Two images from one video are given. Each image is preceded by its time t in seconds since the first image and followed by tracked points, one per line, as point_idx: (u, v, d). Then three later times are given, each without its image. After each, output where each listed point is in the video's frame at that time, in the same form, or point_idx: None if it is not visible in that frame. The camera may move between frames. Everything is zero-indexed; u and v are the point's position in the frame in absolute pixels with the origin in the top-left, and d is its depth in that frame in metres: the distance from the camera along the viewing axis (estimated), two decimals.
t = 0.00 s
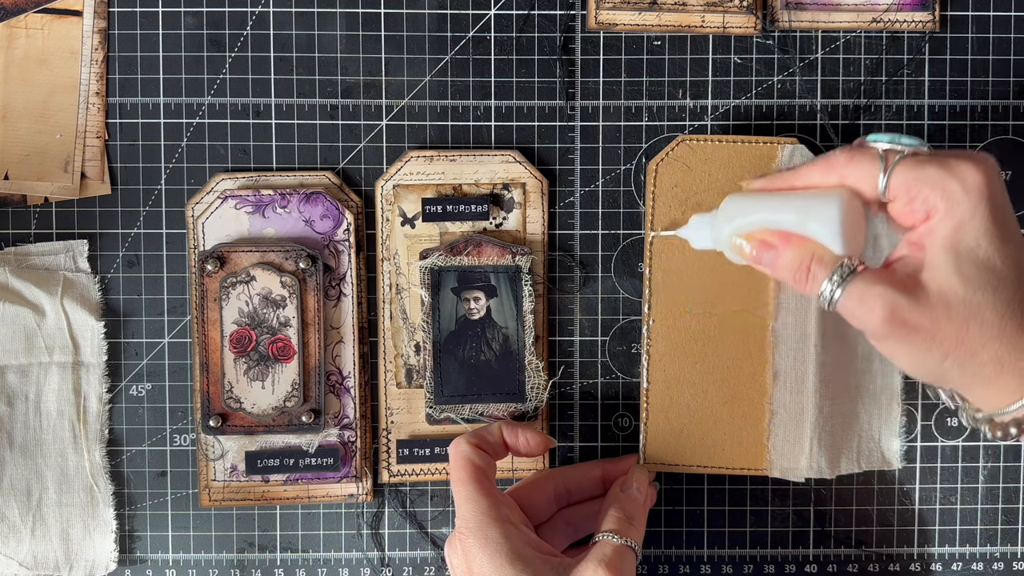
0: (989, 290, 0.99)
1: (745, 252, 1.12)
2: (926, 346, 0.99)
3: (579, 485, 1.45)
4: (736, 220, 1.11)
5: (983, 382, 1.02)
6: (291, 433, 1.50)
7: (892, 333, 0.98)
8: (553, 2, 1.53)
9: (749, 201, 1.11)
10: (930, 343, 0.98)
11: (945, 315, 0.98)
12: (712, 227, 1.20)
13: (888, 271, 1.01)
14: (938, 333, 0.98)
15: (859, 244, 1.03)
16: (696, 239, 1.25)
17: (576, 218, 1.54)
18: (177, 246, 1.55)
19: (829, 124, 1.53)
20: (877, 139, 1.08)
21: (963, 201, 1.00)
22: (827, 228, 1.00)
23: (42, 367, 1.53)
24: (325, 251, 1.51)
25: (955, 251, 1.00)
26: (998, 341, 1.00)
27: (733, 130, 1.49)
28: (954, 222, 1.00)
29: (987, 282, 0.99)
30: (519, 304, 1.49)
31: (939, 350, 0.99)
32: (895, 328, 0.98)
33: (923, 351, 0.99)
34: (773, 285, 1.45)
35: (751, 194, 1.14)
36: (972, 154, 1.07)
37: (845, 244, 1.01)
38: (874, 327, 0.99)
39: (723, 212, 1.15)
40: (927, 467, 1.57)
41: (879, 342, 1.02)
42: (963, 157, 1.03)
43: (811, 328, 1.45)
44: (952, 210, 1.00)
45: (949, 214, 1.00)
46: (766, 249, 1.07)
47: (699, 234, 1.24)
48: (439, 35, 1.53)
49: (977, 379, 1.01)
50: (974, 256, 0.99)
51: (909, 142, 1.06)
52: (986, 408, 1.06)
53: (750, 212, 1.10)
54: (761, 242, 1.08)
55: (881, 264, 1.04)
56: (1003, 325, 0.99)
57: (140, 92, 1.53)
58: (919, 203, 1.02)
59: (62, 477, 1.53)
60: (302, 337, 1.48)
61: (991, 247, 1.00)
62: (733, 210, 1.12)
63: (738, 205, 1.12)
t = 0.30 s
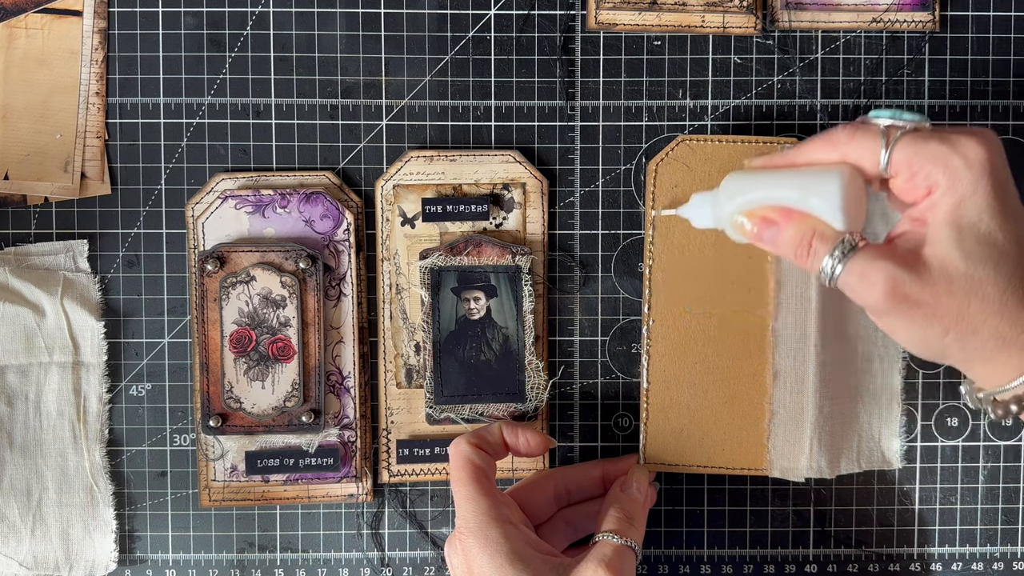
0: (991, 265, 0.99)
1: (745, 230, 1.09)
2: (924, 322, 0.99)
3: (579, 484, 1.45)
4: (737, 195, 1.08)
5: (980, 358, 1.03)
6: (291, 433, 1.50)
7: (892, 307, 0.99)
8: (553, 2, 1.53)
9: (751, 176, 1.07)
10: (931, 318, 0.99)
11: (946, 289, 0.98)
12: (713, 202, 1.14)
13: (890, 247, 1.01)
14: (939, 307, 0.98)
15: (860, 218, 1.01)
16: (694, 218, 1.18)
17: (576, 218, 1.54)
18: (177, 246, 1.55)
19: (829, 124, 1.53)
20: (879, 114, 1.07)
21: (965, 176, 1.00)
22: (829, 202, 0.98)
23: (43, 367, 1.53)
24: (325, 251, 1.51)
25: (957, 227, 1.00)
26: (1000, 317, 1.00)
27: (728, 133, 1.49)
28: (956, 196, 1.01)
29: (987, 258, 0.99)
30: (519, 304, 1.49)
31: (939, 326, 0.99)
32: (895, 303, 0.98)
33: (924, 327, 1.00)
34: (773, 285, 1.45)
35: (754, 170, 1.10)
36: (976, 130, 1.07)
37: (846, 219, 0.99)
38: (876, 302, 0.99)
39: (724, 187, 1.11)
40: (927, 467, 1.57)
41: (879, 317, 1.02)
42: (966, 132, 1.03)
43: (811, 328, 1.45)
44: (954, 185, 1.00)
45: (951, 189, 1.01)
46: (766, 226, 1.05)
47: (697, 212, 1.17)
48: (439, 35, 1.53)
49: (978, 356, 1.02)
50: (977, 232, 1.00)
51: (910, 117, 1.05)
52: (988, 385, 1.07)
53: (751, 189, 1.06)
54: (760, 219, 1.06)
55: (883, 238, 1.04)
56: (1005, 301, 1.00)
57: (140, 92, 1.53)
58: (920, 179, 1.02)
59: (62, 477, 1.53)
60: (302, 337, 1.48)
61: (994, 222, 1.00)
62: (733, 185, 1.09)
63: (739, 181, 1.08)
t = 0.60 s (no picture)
0: (987, 242, 0.98)
1: (742, 207, 1.05)
2: (919, 300, 0.96)
3: (579, 485, 1.45)
4: (735, 173, 1.06)
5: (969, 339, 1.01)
6: (291, 433, 1.50)
7: (889, 285, 0.95)
8: (554, 2, 1.53)
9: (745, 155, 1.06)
10: (926, 297, 0.96)
11: (942, 267, 0.96)
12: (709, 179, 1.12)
13: (887, 225, 0.99)
14: (934, 284, 0.96)
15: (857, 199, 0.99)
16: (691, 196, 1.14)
17: (576, 218, 1.54)
18: (177, 246, 1.55)
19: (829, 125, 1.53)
20: (878, 93, 1.08)
21: (963, 153, 0.99)
22: (827, 179, 0.96)
23: (42, 367, 1.53)
24: (325, 251, 1.51)
25: (953, 205, 0.99)
26: (994, 296, 0.98)
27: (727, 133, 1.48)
28: (953, 172, 1.00)
29: (984, 235, 0.98)
30: (520, 304, 1.49)
31: (935, 304, 0.97)
32: (892, 280, 0.95)
33: (919, 304, 0.97)
34: (773, 285, 1.45)
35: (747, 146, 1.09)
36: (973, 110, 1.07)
37: (844, 197, 0.97)
38: (873, 279, 0.96)
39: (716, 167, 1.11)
40: (927, 467, 1.57)
41: (874, 295, 0.99)
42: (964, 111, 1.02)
43: (811, 328, 1.45)
44: (951, 162, 1.00)
45: (948, 167, 1.00)
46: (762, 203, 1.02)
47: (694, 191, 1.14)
48: (439, 35, 1.53)
49: (971, 335, 0.99)
50: (973, 210, 0.98)
51: (908, 96, 1.07)
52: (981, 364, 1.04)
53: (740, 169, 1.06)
54: (757, 195, 1.03)
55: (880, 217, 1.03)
56: (999, 279, 0.98)
57: (140, 92, 1.53)
58: (918, 156, 1.01)
59: (62, 477, 1.53)
60: (302, 337, 1.48)
61: (990, 201, 0.99)
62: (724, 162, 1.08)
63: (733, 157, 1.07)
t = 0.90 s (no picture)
0: (988, 219, 0.98)
1: (744, 179, 1.07)
2: (919, 277, 0.97)
3: (579, 484, 1.45)
4: (739, 146, 1.07)
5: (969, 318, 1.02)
6: (291, 433, 1.50)
7: (890, 259, 0.96)
8: (554, 2, 1.53)
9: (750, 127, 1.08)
10: (926, 271, 0.97)
11: (943, 243, 0.96)
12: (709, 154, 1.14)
13: (889, 199, 0.99)
14: (933, 259, 0.96)
15: (858, 176, 1.01)
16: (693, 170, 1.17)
17: (576, 218, 1.54)
18: (177, 246, 1.55)
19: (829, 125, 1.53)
20: (881, 67, 1.06)
21: (966, 127, 1.00)
22: (829, 152, 0.98)
23: (42, 367, 1.53)
24: (325, 251, 1.51)
25: (955, 178, 0.99)
26: (994, 273, 0.99)
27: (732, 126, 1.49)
28: (957, 148, 1.00)
29: (986, 213, 0.98)
30: (520, 304, 1.49)
31: (934, 279, 0.97)
32: (892, 255, 0.95)
33: (919, 281, 0.97)
34: (773, 285, 1.45)
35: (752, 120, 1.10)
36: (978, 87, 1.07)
37: (846, 170, 0.99)
38: (872, 253, 0.96)
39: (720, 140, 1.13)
40: (927, 467, 1.57)
41: (873, 270, 0.99)
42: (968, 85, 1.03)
43: (811, 328, 1.45)
44: (954, 136, 1.00)
45: (951, 141, 1.00)
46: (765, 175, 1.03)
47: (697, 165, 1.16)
48: (439, 35, 1.53)
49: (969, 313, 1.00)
50: (976, 184, 0.99)
51: (914, 69, 1.05)
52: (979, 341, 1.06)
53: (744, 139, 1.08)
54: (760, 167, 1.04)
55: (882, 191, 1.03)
56: (1000, 255, 0.99)
57: (140, 92, 1.53)
58: (921, 130, 1.02)
59: (62, 477, 1.53)
60: (302, 337, 1.48)
61: (993, 176, 0.99)
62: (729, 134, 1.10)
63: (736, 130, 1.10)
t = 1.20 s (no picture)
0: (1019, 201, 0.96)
1: (773, 153, 1.05)
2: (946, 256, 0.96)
3: (580, 484, 1.45)
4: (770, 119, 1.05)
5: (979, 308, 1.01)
6: (291, 434, 1.50)
7: (916, 238, 0.95)
8: (553, 2, 1.53)
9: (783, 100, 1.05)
10: (953, 251, 0.95)
11: (971, 222, 0.95)
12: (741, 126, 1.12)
13: (921, 176, 0.98)
14: (962, 240, 0.95)
15: (890, 151, 1.00)
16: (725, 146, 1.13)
17: (576, 218, 1.54)
18: (177, 246, 1.55)
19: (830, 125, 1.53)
20: (920, 43, 1.05)
21: (1002, 107, 0.98)
22: (861, 128, 0.97)
23: (42, 367, 1.53)
24: (325, 251, 1.51)
25: (988, 158, 0.97)
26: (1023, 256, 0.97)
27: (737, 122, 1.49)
28: (992, 126, 0.98)
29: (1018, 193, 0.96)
30: (519, 305, 1.49)
31: (962, 259, 0.96)
32: (918, 232, 0.95)
33: (943, 262, 0.96)
34: (773, 285, 1.45)
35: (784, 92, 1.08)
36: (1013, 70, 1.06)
37: (878, 147, 0.98)
38: (901, 230, 0.95)
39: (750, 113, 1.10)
40: (927, 467, 1.57)
41: (900, 250, 0.99)
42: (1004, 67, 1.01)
43: (812, 328, 1.45)
44: (990, 115, 0.98)
45: (986, 120, 0.98)
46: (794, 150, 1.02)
47: (728, 139, 1.13)
48: (439, 35, 1.53)
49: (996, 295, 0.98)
50: (1009, 165, 0.97)
51: (953, 46, 1.04)
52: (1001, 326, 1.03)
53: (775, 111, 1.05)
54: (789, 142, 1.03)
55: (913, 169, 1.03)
56: None
57: (140, 92, 1.53)
58: (957, 108, 1.01)
59: (62, 477, 1.53)
60: (302, 337, 1.48)
61: None
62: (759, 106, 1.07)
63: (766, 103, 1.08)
